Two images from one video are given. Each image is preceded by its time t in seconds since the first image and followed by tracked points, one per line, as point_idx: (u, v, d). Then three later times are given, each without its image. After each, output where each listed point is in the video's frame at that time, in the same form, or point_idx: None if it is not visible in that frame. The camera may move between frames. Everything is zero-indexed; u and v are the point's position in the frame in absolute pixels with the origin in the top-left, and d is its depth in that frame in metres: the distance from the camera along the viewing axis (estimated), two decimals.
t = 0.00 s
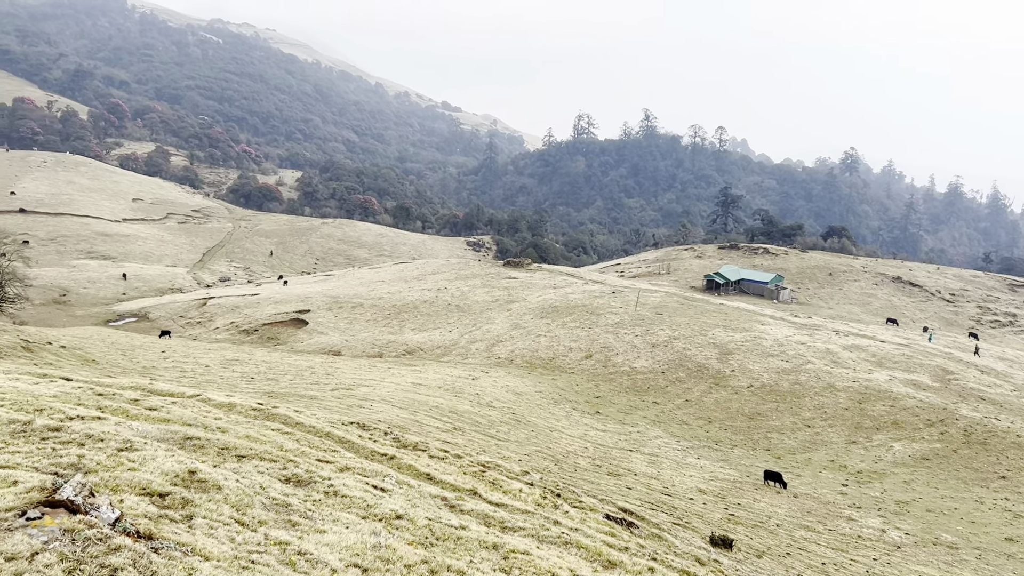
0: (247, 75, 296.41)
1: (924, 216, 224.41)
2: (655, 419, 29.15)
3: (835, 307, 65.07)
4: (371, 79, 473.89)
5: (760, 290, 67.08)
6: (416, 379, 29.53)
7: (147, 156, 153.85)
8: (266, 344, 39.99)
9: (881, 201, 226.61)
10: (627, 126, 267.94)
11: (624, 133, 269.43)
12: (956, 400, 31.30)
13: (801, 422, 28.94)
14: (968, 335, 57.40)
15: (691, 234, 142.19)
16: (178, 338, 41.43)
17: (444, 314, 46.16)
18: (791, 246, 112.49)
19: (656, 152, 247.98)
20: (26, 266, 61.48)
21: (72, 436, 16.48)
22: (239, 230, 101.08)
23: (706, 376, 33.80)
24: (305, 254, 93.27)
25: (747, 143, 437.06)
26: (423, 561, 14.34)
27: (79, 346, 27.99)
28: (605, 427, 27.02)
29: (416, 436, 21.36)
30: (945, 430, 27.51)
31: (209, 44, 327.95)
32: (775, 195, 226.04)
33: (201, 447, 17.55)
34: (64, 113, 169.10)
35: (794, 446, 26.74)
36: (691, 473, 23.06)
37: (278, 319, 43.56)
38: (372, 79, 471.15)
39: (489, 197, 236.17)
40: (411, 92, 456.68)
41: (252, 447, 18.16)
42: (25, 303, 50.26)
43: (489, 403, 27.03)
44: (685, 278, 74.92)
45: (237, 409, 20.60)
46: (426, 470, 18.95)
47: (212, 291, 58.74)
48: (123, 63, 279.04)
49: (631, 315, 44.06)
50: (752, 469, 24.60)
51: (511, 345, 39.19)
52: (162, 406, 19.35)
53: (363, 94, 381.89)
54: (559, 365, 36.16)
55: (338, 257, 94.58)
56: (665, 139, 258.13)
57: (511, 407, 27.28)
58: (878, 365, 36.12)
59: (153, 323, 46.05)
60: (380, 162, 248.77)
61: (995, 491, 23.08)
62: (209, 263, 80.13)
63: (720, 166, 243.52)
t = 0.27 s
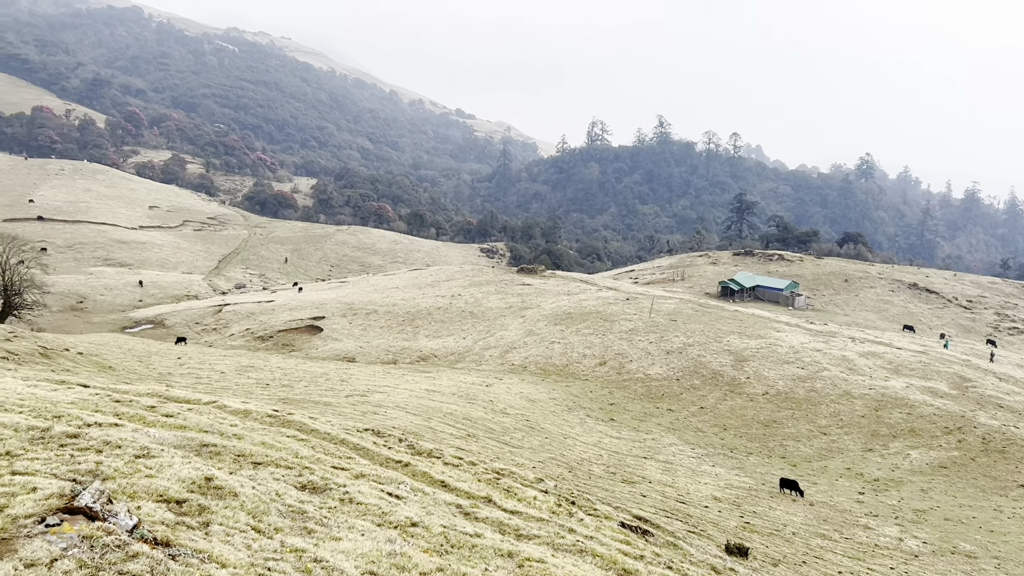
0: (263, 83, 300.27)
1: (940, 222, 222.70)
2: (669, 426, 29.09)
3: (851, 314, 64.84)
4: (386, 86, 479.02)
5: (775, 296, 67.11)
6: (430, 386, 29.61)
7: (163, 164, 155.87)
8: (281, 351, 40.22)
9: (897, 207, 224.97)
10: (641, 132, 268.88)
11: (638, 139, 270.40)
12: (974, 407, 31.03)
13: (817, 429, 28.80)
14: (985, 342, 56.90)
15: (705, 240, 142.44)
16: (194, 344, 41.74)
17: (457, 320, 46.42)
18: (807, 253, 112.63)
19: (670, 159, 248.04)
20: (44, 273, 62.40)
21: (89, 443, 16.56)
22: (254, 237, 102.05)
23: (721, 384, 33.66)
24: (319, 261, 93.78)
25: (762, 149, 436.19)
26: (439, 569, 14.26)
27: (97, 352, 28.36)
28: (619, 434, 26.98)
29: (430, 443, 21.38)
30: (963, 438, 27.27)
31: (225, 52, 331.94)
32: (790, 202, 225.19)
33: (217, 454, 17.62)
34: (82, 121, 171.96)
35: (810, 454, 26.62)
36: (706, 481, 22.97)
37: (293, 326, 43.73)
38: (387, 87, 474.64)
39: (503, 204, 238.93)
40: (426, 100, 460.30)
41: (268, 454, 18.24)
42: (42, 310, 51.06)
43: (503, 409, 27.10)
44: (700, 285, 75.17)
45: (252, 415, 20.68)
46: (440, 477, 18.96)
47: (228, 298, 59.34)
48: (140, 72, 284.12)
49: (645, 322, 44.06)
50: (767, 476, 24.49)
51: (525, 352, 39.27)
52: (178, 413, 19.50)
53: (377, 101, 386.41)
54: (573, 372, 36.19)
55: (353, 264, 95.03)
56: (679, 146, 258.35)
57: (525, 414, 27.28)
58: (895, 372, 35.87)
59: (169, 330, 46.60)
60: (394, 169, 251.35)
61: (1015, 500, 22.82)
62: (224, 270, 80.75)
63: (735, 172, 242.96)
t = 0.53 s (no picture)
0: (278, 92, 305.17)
1: (956, 229, 221.19)
2: (684, 433, 29.11)
3: (867, 321, 64.63)
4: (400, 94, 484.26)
5: (790, 304, 67.20)
6: (443, 393, 29.81)
7: (178, 172, 158.07)
8: (295, 357, 40.72)
9: (913, 213, 224.03)
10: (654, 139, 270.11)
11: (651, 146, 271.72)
12: (993, 415, 30.76)
13: (832, 437, 28.69)
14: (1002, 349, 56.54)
15: (719, 247, 142.98)
16: (209, 351, 42.22)
17: (470, 328, 46.79)
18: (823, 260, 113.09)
19: (684, 165, 248.21)
20: (60, 280, 63.32)
21: (105, 450, 16.60)
22: (269, 244, 103.18)
23: (735, 391, 33.63)
24: (333, 268, 94.51)
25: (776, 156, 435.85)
26: None
27: (113, 359, 29.10)
28: (633, 442, 27.01)
29: (444, 450, 21.44)
30: (980, 446, 27.05)
31: (240, 60, 336.09)
32: (804, 208, 224.94)
33: (233, 461, 17.67)
34: (99, 130, 174.70)
35: (826, 462, 26.52)
36: (720, 489, 22.90)
37: (307, 334, 44.25)
38: (400, 94, 478.55)
39: (516, 211, 242.98)
40: (439, 108, 464.27)
41: (283, 461, 18.28)
42: (59, 316, 52.05)
43: (516, 417, 27.20)
44: (714, 292, 75.46)
45: (266, 422, 20.78)
46: (454, 485, 18.97)
47: (243, 305, 60.02)
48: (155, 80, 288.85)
49: (659, 329, 44.14)
50: (783, 484, 24.38)
51: (539, 359, 39.45)
52: (194, 420, 19.64)
53: (391, 109, 391.44)
54: (586, 379, 36.31)
55: (367, 271, 95.88)
56: (692, 152, 258.63)
57: (538, 421, 27.37)
58: (911, 380, 35.69)
59: (185, 336, 47.35)
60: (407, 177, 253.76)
61: None
62: (239, 277, 81.54)
63: (748, 179, 242.64)
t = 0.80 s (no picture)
0: (293, 100, 309.45)
1: (974, 236, 219.20)
2: (699, 441, 29.24)
3: (883, 328, 64.36)
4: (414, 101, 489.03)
5: (806, 311, 67.18)
6: (457, 400, 30.12)
7: (194, 179, 160.44)
8: (310, 364, 41.56)
9: (929, 220, 222.94)
10: (669, 146, 271.03)
11: (666, 153, 272.77)
12: (1012, 424, 30.45)
13: (848, 445, 28.66)
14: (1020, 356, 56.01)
15: (734, 255, 143.55)
16: (225, 358, 43.07)
17: (484, 335, 47.37)
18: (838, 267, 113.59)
19: (698, 172, 248.21)
20: (77, 287, 64.37)
21: (123, 456, 16.65)
22: (284, 251, 104.55)
23: (751, 399, 33.76)
24: (347, 275, 95.54)
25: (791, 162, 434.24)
26: None
27: (129, 365, 30.33)
28: (647, 449, 27.10)
29: (457, 457, 21.48)
30: (1000, 455, 26.80)
31: (255, 68, 340.84)
32: (819, 215, 224.18)
33: (249, 468, 17.73)
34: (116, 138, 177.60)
35: (842, 471, 26.47)
36: (736, 498, 22.85)
37: (322, 340, 45.36)
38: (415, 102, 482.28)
39: (529, 218, 245.76)
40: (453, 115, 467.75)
41: (298, 468, 18.33)
42: (77, 322, 53.15)
43: (529, 423, 27.36)
44: (729, 299, 75.79)
45: (282, 429, 20.91)
46: (469, 492, 18.97)
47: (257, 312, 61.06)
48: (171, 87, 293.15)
49: (674, 336, 44.33)
50: (799, 493, 24.28)
51: (552, 366, 39.80)
52: (209, 427, 19.80)
53: (406, 117, 396.16)
54: (601, 386, 36.63)
55: (380, 278, 96.67)
56: (707, 159, 258.98)
57: (552, 428, 27.52)
58: (928, 388, 35.50)
59: (200, 343, 48.38)
60: (421, 184, 255.83)
61: None
62: (254, 284, 82.72)
63: (763, 186, 242.28)
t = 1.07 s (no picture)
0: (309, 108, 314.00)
1: (993, 243, 217.00)
2: (715, 449, 29.42)
3: (900, 336, 64.16)
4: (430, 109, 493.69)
5: (822, 318, 66.79)
6: (472, 407, 30.47)
7: (211, 187, 162.74)
8: (326, 370, 42.11)
9: (947, 227, 221.72)
10: (684, 153, 272.10)
11: (681, 159, 273.81)
12: None
13: (866, 454, 28.64)
14: None
15: (750, 261, 143.95)
16: (241, 363, 43.82)
17: (499, 341, 48.08)
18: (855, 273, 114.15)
19: (713, 179, 248.10)
20: (97, 293, 65.73)
21: (141, 461, 16.77)
22: (300, 257, 106.46)
23: (767, 407, 33.97)
24: (364, 282, 97.47)
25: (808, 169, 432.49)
26: None
27: (146, 371, 31.37)
28: (663, 457, 27.31)
29: (472, 464, 21.54)
30: (1020, 464, 26.60)
31: (272, 75, 346.11)
32: (836, 222, 223.23)
33: (265, 473, 17.77)
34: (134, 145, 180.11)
35: (858, 479, 26.45)
36: (752, 506, 22.81)
37: (337, 346, 46.14)
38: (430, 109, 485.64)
39: (544, 224, 247.29)
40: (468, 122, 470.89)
41: (314, 474, 18.35)
42: (95, 328, 54.24)
43: (544, 430, 27.57)
44: (744, 305, 75.85)
45: (298, 435, 21.05)
46: (484, 498, 18.98)
47: (273, 317, 62.18)
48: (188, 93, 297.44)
49: (689, 343, 44.69)
50: (816, 502, 24.21)
51: (567, 372, 40.42)
52: (225, 432, 19.90)
53: (422, 124, 401.72)
54: (616, 394, 37.05)
55: (396, 284, 99.24)
56: (722, 166, 258.97)
57: (567, 436, 27.68)
58: (947, 396, 35.34)
59: (217, 348, 49.46)
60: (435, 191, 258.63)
61: None
62: (271, 290, 83.71)
63: (779, 192, 241.66)
